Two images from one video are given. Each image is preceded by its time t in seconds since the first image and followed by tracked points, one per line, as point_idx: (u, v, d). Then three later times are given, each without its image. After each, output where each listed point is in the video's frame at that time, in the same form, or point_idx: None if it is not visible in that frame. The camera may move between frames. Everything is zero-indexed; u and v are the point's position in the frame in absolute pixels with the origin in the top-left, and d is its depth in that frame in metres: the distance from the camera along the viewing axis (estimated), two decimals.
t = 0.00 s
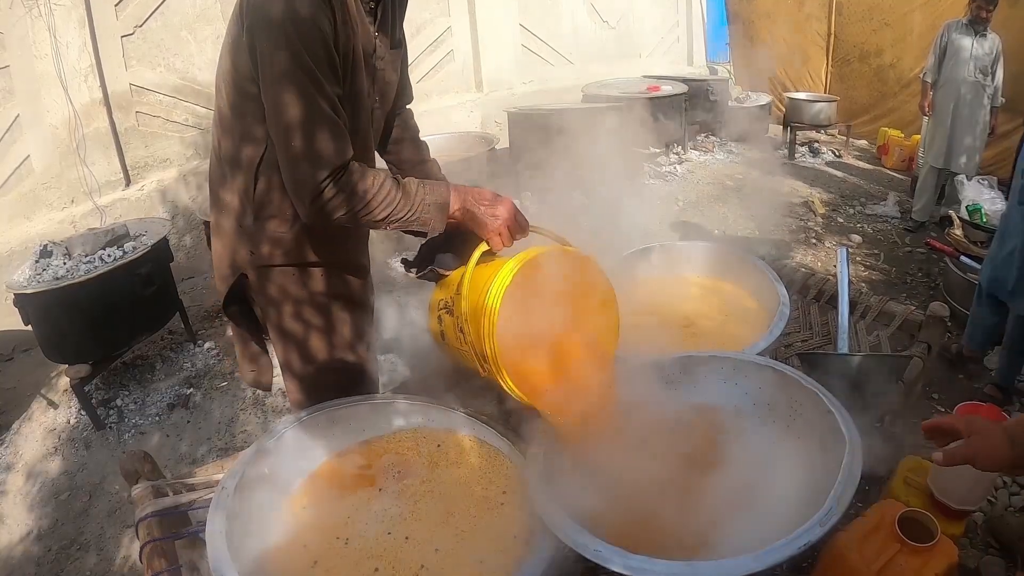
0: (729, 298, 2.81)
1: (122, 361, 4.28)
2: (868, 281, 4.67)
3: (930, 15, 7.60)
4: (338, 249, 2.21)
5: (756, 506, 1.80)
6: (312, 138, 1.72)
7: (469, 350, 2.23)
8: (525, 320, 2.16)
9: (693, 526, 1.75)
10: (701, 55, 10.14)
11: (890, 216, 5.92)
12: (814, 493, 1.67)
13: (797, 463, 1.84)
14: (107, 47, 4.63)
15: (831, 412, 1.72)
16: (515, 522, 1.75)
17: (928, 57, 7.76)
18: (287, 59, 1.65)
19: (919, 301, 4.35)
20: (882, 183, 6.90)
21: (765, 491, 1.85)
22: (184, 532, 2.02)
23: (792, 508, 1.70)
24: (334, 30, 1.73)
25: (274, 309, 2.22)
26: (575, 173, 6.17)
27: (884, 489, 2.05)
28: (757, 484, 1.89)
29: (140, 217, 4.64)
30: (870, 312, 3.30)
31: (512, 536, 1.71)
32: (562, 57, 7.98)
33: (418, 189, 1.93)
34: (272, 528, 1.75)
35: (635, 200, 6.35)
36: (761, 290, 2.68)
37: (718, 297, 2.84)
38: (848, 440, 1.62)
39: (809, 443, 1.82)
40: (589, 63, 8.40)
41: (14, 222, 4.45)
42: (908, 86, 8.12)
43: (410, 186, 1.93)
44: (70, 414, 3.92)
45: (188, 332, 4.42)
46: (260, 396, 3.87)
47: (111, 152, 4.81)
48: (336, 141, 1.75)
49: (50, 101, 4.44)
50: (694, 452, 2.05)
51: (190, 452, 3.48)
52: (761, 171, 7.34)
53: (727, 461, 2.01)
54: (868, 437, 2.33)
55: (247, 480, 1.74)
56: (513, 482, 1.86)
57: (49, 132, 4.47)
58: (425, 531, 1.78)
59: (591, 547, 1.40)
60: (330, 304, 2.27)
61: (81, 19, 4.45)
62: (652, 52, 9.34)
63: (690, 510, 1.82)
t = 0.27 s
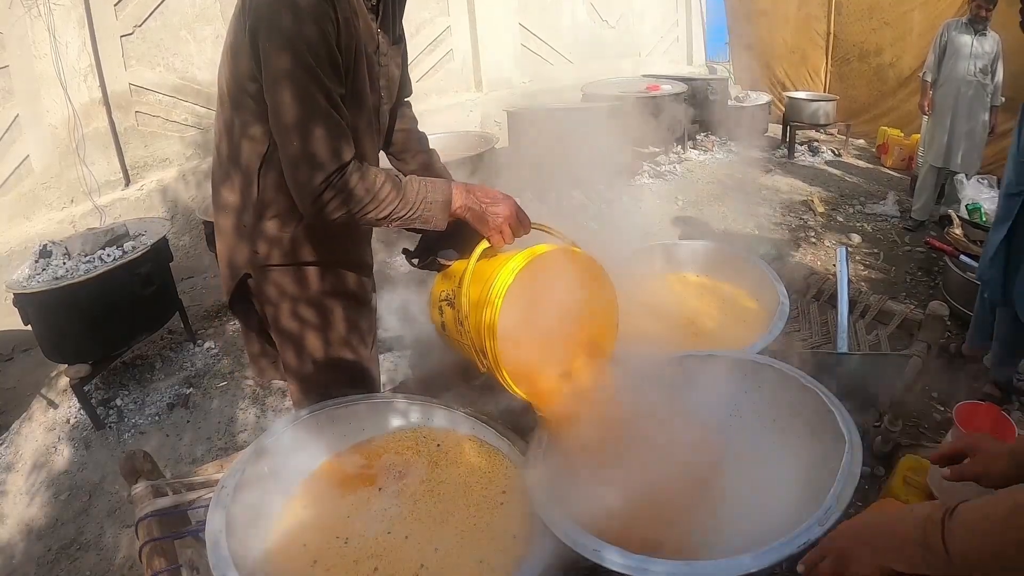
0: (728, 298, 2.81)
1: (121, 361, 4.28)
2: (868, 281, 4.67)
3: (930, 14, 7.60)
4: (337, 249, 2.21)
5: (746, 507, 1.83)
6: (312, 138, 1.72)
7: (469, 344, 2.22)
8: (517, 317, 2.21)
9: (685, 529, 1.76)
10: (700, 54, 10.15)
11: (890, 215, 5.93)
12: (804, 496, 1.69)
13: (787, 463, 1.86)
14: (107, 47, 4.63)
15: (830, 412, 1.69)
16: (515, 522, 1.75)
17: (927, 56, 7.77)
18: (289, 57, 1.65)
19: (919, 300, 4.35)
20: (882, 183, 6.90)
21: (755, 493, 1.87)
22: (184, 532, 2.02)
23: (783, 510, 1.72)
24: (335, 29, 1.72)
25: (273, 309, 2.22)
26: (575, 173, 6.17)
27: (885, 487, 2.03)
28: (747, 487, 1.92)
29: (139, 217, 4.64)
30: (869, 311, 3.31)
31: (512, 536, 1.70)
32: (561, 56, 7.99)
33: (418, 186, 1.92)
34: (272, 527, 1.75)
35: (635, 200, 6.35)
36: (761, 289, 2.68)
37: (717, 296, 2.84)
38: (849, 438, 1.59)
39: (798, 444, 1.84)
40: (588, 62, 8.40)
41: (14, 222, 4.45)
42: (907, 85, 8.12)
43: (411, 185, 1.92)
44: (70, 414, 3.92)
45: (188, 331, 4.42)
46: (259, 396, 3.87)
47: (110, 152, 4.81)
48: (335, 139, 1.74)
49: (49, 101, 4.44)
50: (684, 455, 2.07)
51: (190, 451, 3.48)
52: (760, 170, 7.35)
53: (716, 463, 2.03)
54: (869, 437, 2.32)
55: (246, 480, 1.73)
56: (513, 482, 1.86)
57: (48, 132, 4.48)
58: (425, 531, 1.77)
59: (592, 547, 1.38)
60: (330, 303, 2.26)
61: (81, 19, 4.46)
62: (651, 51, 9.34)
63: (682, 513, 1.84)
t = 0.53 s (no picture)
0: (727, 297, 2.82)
1: (121, 361, 4.28)
2: (867, 280, 4.67)
3: (929, 14, 7.60)
4: (336, 250, 2.21)
5: (731, 499, 1.84)
6: (311, 138, 1.72)
7: (472, 339, 2.22)
8: (528, 305, 2.25)
9: (683, 522, 1.76)
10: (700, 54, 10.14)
11: (890, 215, 5.92)
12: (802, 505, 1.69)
13: (787, 466, 1.86)
14: (106, 46, 4.64)
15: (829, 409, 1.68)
16: (514, 522, 1.75)
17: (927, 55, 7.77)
18: (291, 57, 1.65)
19: (919, 300, 4.35)
20: (881, 182, 6.90)
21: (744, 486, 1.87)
22: (183, 532, 2.02)
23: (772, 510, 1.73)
24: (337, 28, 1.73)
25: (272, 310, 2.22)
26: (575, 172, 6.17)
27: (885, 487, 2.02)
28: (734, 477, 1.92)
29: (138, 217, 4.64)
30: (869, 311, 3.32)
31: (512, 536, 1.70)
32: (560, 56, 7.99)
33: (420, 183, 1.91)
34: (272, 527, 1.75)
35: (635, 199, 6.35)
36: (760, 289, 2.69)
37: (716, 295, 2.85)
38: (849, 438, 1.58)
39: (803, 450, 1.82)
40: (587, 62, 8.40)
41: (14, 222, 4.46)
42: (907, 85, 8.12)
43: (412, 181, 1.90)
44: (70, 414, 3.92)
45: (187, 331, 4.42)
46: (259, 396, 3.87)
47: (110, 152, 4.82)
48: (334, 138, 1.74)
49: (48, 101, 4.44)
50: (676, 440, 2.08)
51: (189, 451, 3.48)
52: (760, 169, 7.35)
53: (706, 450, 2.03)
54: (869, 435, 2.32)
55: (245, 480, 1.73)
56: (512, 482, 1.86)
57: (48, 132, 4.48)
58: (424, 531, 1.77)
59: (593, 547, 1.38)
60: (327, 303, 2.26)
61: (80, 19, 4.46)
62: (650, 50, 9.34)
63: (677, 505, 1.85)
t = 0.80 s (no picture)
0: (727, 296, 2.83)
1: (121, 361, 4.28)
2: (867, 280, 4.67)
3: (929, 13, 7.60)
4: (334, 250, 2.20)
5: (721, 501, 1.86)
6: (309, 138, 1.72)
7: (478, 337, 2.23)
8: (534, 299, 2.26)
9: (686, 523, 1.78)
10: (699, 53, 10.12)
11: (889, 214, 5.92)
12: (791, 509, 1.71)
13: (782, 470, 1.87)
14: (105, 47, 4.63)
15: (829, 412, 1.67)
16: (513, 521, 1.75)
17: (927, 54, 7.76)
18: (289, 57, 1.65)
19: (919, 299, 4.36)
20: (881, 181, 6.90)
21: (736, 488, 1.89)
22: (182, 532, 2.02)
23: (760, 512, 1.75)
24: (334, 30, 1.73)
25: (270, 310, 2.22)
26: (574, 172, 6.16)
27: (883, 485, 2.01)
28: (726, 478, 1.94)
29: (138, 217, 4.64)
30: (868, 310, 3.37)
31: (511, 535, 1.70)
32: (559, 55, 7.97)
33: (421, 182, 1.90)
34: (271, 527, 1.75)
35: (635, 199, 6.34)
36: (759, 288, 2.70)
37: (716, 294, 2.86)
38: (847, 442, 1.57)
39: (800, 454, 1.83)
40: (586, 61, 8.39)
41: (13, 222, 4.46)
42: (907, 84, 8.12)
43: (414, 180, 1.90)
44: (70, 414, 3.92)
45: (187, 331, 4.43)
46: (258, 396, 3.87)
47: (109, 152, 4.82)
48: (332, 137, 1.74)
49: (47, 101, 4.44)
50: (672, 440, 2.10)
51: (189, 451, 3.48)
52: (760, 169, 7.34)
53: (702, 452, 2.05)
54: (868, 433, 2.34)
55: (244, 480, 1.74)
56: (511, 482, 1.86)
57: (47, 133, 4.48)
58: (423, 530, 1.77)
59: (590, 546, 1.37)
60: (327, 302, 2.26)
61: (79, 19, 4.46)
62: (650, 50, 9.32)
63: (680, 504, 1.86)
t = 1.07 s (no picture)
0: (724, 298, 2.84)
1: (121, 361, 4.28)
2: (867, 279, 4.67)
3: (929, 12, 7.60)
4: (332, 250, 2.20)
5: (710, 503, 1.87)
6: (307, 137, 1.72)
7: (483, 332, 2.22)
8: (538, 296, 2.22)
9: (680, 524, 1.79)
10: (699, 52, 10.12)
11: (889, 213, 5.92)
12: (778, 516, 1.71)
13: (777, 470, 1.87)
14: (105, 47, 4.63)
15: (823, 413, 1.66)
16: (512, 520, 1.75)
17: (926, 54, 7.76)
18: (286, 58, 1.66)
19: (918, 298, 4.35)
20: (881, 180, 6.90)
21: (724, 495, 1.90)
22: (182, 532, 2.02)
23: (746, 518, 1.76)
24: (332, 34, 1.74)
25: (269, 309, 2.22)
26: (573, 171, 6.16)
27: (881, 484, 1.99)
28: (723, 479, 1.95)
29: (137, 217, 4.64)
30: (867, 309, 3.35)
31: (510, 534, 1.70)
32: (559, 54, 7.97)
33: (424, 182, 1.90)
34: (271, 526, 1.75)
35: (635, 198, 6.34)
36: (757, 288, 2.70)
37: (714, 295, 2.86)
38: (841, 444, 1.56)
39: (793, 457, 1.83)
40: (585, 60, 8.39)
41: (13, 222, 4.46)
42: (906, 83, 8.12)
43: (417, 180, 1.90)
44: (70, 414, 3.92)
45: (186, 331, 4.43)
46: (258, 396, 3.87)
47: (109, 152, 4.82)
48: (331, 136, 1.73)
49: (47, 101, 4.44)
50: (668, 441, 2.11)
51: (189, 451, 3.48)
52: (760, 168, 7.34)
53: (695, 456, 2.06)
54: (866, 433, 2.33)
55: (243, 480, 1.74)
56: (510, 481, 1.86)
57: (47, 132, 4.47)
58: (423, 529, 1.77)
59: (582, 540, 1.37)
60: (326, 302, 2.25)
61: (79, 19, 4.46)
62: (649, 49, 9.31)
63: (675, 504, 1.88)
